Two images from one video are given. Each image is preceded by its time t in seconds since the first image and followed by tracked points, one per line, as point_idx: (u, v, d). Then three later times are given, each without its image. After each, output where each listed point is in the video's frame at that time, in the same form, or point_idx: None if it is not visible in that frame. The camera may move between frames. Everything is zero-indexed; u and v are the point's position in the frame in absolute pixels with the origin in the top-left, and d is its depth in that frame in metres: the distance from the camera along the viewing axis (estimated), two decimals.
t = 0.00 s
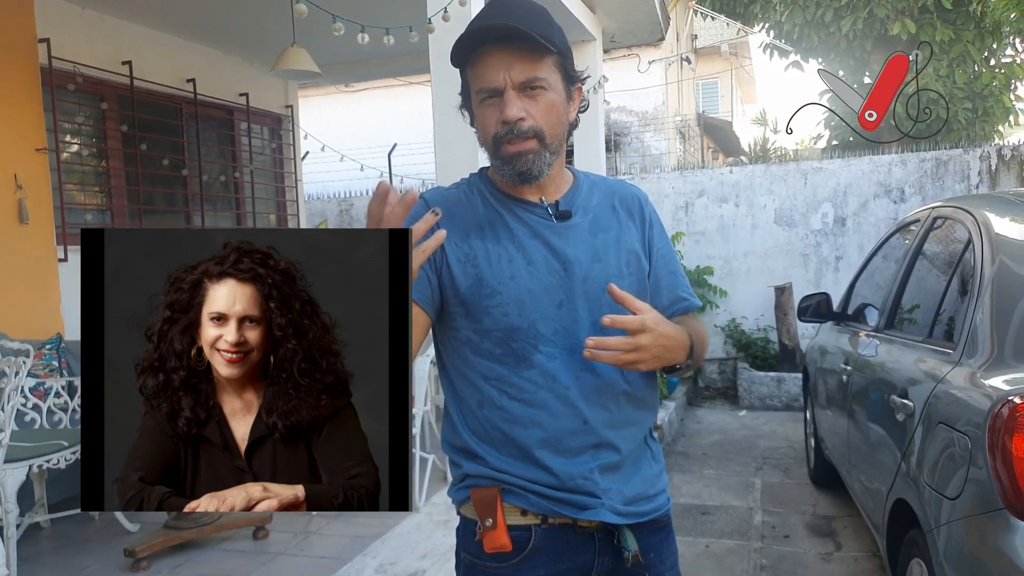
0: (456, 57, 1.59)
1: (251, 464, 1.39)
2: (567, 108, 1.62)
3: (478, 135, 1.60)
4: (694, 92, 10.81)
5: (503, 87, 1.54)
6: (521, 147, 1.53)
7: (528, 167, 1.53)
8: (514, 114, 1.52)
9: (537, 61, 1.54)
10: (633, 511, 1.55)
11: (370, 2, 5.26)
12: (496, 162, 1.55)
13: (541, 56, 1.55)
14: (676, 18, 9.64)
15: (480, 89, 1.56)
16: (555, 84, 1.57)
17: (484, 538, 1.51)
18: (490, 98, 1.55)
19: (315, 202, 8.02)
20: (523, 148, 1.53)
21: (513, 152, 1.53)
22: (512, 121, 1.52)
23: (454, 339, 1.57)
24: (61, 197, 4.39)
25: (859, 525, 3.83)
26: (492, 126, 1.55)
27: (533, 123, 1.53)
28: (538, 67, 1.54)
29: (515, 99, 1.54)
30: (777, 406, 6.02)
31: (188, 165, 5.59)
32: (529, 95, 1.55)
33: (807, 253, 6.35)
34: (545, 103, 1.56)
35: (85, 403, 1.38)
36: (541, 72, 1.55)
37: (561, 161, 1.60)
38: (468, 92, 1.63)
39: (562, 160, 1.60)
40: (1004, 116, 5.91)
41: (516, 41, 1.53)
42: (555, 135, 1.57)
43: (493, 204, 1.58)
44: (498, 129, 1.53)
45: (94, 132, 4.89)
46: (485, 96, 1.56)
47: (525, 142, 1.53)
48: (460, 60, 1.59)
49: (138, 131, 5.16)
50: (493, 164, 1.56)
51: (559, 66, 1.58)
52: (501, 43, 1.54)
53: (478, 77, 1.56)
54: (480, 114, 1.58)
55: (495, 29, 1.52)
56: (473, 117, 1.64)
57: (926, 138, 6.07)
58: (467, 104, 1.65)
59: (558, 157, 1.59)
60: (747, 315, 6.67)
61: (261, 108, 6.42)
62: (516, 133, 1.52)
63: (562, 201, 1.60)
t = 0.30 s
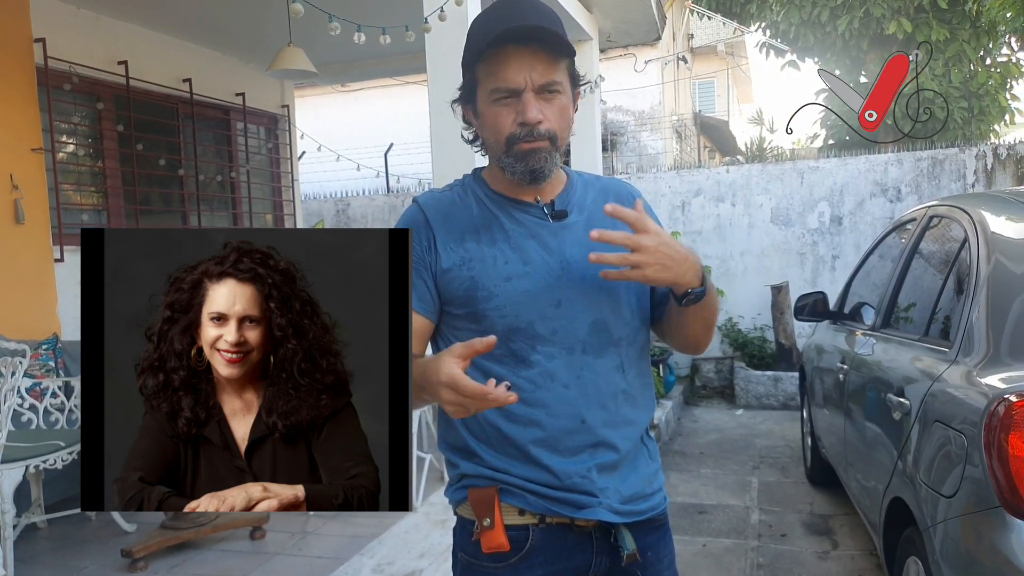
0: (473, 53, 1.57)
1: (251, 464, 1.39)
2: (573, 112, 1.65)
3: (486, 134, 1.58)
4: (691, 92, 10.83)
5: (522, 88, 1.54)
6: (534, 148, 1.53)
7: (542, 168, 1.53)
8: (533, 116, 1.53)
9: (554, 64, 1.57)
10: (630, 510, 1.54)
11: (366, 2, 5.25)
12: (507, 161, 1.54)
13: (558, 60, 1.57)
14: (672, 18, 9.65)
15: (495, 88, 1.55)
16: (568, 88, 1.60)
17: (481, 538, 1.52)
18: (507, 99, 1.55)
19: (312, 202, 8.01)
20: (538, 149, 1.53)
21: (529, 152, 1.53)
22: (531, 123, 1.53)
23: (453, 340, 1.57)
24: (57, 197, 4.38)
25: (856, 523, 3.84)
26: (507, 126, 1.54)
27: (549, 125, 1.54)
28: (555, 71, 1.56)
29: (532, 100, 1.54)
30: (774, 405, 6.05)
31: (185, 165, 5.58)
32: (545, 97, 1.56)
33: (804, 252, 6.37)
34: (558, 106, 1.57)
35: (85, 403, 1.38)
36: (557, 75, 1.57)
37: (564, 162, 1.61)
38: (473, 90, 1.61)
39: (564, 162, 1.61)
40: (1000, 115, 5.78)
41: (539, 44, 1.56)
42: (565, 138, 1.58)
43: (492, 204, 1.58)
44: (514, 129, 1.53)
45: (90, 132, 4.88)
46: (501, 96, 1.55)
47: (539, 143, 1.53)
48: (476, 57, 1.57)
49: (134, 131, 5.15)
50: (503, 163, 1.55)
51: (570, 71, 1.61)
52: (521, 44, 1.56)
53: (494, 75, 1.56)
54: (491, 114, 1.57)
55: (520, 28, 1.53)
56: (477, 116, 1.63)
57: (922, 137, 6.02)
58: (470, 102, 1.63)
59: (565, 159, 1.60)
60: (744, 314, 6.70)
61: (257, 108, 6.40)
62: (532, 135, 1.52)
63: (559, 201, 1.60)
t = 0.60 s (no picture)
0: (461, 50, 1.58)
1: (251, 464, 1.39)
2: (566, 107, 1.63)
3: (476, 130, 1.59)
4: (690, 92, 10.85)
5: (507, 84, 1.54)
6: (522, 145, 1.53)
7: (528, 165, 1.53)
8: (517, 111, 1.53)
9: (542, 60, 1.55)
10: (630, 510, 1.54)
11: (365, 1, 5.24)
12: (495, 158, 1.55)
13: (547, 55, 1.56)
14: (672, 18, 9.66)
15: (481, 85, 1.56)
16: (557, 83, 1.58)
17: (480, 537, 1.52)
18: (492, 95, 1.55)
19: (311, 201, 8.02)
20: (524, 146, 1.53)
21: (514, 149, 1.53)
22: (515, 119, 1.53)
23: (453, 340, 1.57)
24: (56, 195, 4.37)
25: (855, 524, 3.84)
26: (492, 123, 1.55)
27: (536, 121, 1.54)
28: (542, 66, 1.55)
29: (518, 96, 1.54)
30: (772, 406, 6.06)
31: (184, 164, 5.57)
32: (531, 92, 1.55)
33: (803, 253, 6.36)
34: (547, 103, 1.57)
35: (85, 402, 1.38)
36: (544, 70, 1.55)
37: (557, 159, 1.60)
38: (464, 86, 1.62)
39: (558, 159, 1.61)
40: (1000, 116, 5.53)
41: (525, 41, 1.54)
42: (556, 132, 1.58)
43: (491, 204, 1.58)
44: (499, 124, 1.54)
45: (89, 131, 4.87)
46: (487, 92, 1.56)
47: (526, 139, 1.53)
48: (464, 55, 1.58)
49: (134, 130, 5.14)
50: (492, 159, 1.56)
51: (561, 66, 1.59)
52: (507, 41, 1.55)
53: (481, 71, 1.56)
54: (479, 110, 1.58)
55: (503, 25, 1.52)
56: (469, 112, 1.64)
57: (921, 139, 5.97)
58: (462, 100, 1.64)
59: (556, 155, 1.60)
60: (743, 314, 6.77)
61: (256, 107, 6.40)
62: (518, 130, 1.53)
63: (558, 200, 1.60)
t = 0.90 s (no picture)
0: (468, 54, 1.58)
1: (251, 464, 1.38)
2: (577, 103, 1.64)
3: (489, 129, 1.58)
4: (692, 92, 10.84)
5: (524, 80, 1.54)
6: (539, 140, 1.53)
7: (550, 160, 1.52)
8: (536, 106, 1.53)
9: (555, 56, 1.56)
10: (634, 513, 1.54)
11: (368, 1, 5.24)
12: (511, 155, 1.54)
13: (558, 51, 1.57)
14: (675, 18, 9.65)
15: (497, 83, 1.55)
16: (569, 79, 1.59)
17: (484, 538, 1.50)
18: (509, 92, 1.55)
19: (313, 201, 8.02)
20: (545, 140, 1.53)
21: (536, 144, 1.52)
22: (535, 114, 1.53)
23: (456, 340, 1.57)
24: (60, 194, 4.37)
25: (858, 526, 3.83)
26: (510, 120, 1.55)
27: (554, 116, 1.54)
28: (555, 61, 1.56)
29: (534, 92, 1.54)
30: (774, 406, 6.05)
31: (186, 163, 5.57)
32: (547, 88, 1.55)
33: (806, 253, 6.34)
34: (563, 99, 1.57)
35: (85, 402, 1.38)
36: (557, 65, 1.56)
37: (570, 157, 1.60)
38: (473, 89, 1.61)
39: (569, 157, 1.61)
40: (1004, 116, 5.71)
41: (539, 36, 1.55)
42: (570, 129, 1.58)
43: (497, 203, 1.57)
44: (518, 121, 1.54)
45: (93, 130, 4.87)
46: (503, 90, 1.55)
47: (544, 135, 1.53)
48: (472, 61, 1.58)
49: (136, 129, 5.14)
50: (509, 158, 1.54)
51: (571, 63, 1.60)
52: (518, 38, 1.55)
53: (495, 70, 1.55)
54: (494, 108, 1.57)
55: (515, 23, 1.53)
56: (479, 113, 1.63)
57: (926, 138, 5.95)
58: (470, 105, 1.64)
59: (570, 152, 1.60)
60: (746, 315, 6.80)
61: (258, 106, 6.39)
62: (536, 126, 1.53)
63: (565, 200, 1.59)
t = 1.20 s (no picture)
0: (466, 51, 1.59)
1: (251, 464, 1.38)
2: (574, 108, 1.61)
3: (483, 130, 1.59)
4: (697, 93, 10.83)
5: (511, 83, 1.53)
6: (524, 144, 1.52)
7: (532, 165, 1.52)
8: (518, 111, 1.51)
9: (548, 60, 1.54)
10: (640, 514, 1.53)
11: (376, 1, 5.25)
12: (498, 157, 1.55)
13: (554, 55, 1.54)
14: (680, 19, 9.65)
15: (487, 84, 1.56)
16: (564, 84, 1.56)
17: (489, 539, 1.51)
18: (498, 95, 1.55)
19: (319, 201, 8.05)
20: (529, 145, 1.52)
21: (519, 149, 1.52)
22: (518, 118, 1.51)
23: (459, 339, 1.57)
24: (67, 194, 4.38)
25: (864, 528, 3.82)
26: (497, 122, 1.54)
27: (537, 121, 1.51)
28: (546, 65, 1.53)
29: (521, 96, 1.52)
30: (780, 408, 6.04)
31: (193, 163, 5.58)
32: (535, 92, 1.53)
33: (812, 254, 6.38)
34: (552, 104, 1.54)
35: (85, 402, 1.38)
36: (550, 69, 1.54)
37: (564, 161, 1.59)
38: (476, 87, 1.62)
39: (565, 159, 1.59)
40: (1011, 117, 5.69)
41: (530, 41, 1.53)
42: (560, 134, 1.56)
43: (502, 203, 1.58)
44: (503, 124, 1.52)
45: (100, 129, 4.89)
46: (493, 92, 1.55)
47: (527, 138, 1.51)
48: (471, 56, 1.59)
49: (143, 129, 5.17)
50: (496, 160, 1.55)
51: (568, 66, 1.57)
52: (512, 41, 1.54)
53: (486, 72, 1.56)
54: (486, 109, 1.57)
55: (503, 27, 1.52)
56: (480, 114, 1.63)
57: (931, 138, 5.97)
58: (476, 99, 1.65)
59: (562, 156, 1.58)
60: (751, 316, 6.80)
61: (264, 106, 6.41)
62: (519, 130, 1.51)
63: (570, 199, 1.59)
